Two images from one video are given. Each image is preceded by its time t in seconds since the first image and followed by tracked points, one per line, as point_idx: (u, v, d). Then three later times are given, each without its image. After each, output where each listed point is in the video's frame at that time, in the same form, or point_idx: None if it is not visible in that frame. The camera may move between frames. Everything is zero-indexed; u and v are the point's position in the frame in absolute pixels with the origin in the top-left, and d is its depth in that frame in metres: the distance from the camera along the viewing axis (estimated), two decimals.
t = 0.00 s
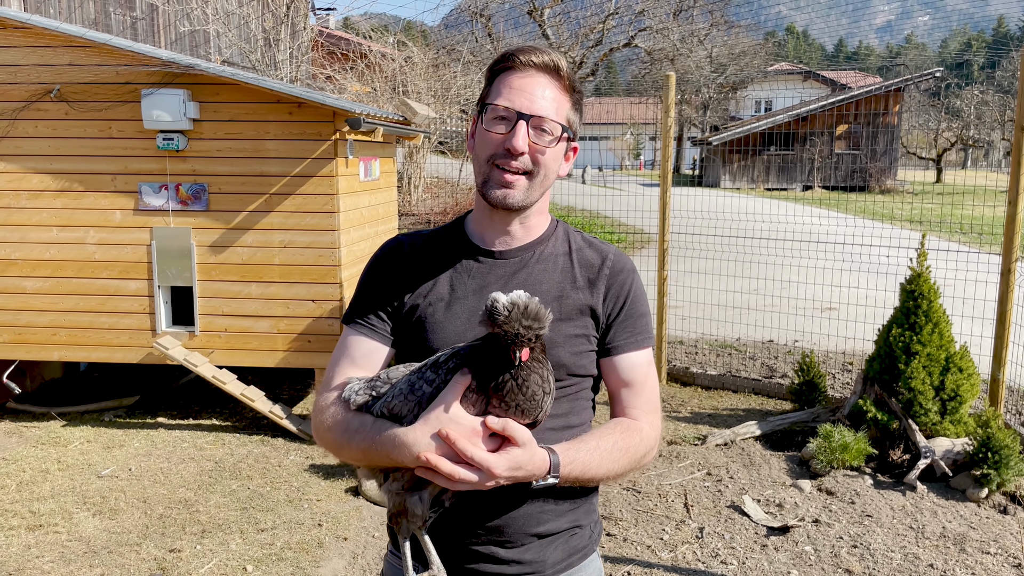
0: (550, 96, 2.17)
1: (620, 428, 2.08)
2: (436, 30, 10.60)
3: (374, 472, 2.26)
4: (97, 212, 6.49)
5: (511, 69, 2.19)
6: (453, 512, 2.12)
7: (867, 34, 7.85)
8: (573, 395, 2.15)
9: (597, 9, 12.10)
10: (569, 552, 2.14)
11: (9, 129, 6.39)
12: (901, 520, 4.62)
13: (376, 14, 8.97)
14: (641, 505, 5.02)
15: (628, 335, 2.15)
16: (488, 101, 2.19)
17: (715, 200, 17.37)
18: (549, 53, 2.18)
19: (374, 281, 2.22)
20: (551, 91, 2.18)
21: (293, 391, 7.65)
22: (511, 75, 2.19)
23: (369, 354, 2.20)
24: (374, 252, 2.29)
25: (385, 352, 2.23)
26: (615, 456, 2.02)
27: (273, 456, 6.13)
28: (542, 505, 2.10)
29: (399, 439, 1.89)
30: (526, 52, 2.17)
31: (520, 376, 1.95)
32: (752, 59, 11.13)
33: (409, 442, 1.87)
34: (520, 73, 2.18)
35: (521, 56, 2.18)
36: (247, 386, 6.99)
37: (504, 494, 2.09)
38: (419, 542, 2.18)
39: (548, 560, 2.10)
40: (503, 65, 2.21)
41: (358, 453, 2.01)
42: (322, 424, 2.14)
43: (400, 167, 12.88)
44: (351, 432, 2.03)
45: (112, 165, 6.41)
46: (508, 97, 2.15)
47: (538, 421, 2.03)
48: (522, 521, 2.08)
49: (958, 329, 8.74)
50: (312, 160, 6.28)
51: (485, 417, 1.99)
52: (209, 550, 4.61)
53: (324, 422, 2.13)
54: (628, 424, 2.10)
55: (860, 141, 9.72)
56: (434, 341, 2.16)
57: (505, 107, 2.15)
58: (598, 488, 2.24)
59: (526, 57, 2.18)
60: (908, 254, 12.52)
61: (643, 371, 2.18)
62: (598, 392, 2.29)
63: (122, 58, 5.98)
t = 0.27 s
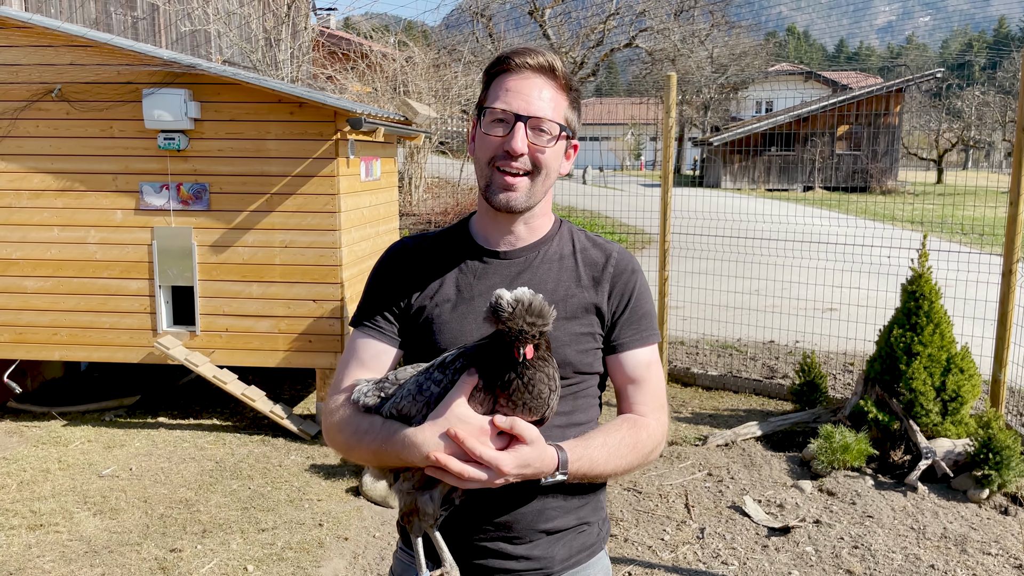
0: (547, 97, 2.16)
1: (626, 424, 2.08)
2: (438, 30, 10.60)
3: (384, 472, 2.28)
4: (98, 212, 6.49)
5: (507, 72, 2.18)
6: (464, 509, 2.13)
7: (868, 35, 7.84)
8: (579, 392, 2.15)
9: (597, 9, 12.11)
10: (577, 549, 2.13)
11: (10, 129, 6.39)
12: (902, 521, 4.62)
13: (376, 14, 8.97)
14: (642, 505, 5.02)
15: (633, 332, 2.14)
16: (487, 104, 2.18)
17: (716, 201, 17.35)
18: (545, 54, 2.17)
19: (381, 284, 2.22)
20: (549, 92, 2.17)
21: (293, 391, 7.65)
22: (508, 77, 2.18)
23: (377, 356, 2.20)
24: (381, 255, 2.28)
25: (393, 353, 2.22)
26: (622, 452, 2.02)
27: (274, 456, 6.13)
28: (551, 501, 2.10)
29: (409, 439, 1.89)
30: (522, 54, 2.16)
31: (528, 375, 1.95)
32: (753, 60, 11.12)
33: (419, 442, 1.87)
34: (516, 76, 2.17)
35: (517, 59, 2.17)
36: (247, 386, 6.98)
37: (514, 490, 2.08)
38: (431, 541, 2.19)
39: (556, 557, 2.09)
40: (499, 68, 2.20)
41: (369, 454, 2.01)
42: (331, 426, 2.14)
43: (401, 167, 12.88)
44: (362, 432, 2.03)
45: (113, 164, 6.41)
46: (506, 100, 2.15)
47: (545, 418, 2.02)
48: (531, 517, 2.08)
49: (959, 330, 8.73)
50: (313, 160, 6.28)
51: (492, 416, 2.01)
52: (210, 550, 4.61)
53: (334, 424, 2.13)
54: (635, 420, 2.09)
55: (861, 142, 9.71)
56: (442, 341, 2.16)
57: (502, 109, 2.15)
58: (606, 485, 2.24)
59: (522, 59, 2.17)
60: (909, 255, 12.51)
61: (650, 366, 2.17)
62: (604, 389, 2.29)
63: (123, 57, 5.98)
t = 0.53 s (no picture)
0: (549, 97, 2.16)
1: (631, 421, 2.07)
2: (438, 30, 10.59)
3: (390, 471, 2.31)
4: (98, 211, 6.49)
5: (509, 72, 2.18)
6: (468, 506, 2.13)
7: (868, 36, 7.84)
8: (584, 390, 2.15)
9: (598, 10, 12.12)
10: (583, 549, 2.13)
11: (10, 129, 6.39)
12: (903, 522, 4.62)
13: (377, 15, 8.97)
14: (642, 506, 5.02)
15: (637, 330, 2.14)
16: (489, 105, 2.18)
17: (717, 201, 17.35)
18: (547, 55, 2.17)
19: (386, 285, 2.22)
20: (551, 93, 2.17)
21: (294, 391, 7.65)
22: (509, 78, 2.18)
23: (382, 356, 2.20)
24: (386, 256, 2.28)
25: (398, 352, 2.22)
26: (626, 450, 2.02)
27: (274, 456, 6.13)
28: (555, 500, 2.10)
29: (412, 436, 1.89)
30: (523, 55, 2.16)
31: (530, 373, 1.95)
32: (754, 61, 11.12)
33: (423, 439, 1.86)
34: (518, 76, 2.17)
35: (519, 59, 2.17)
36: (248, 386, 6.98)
37: (518, 488, 2.08)
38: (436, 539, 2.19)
39: (561, 556, 2.09)
40: (501, 68, 2.20)
41: (373, 451, 2.01)
42: (337, 425, 2.14)
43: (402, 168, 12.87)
44: (366, 430, 2.04)
45: (114, 164, 6.41)
46: (508, 100, 2.15)
47: (549, 414, 2.02)
48: (536, 515, 2.08)
49: (960, 331, 8.73)
50: (314, 160, 6.28)
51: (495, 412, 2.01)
52: (210, 550, 4.61)
53: (339, 422, 2.13)
54: (641, 417, 2.09)
55: (862, 142, 9.71)
56: (447, 340, 2.16)
57: (504, 109, 2.15)
58: (611, 484, 2.24)
59: (523, 60, 2.17)
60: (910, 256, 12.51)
61: (655, 364, 2.16)
62: (609, 388, 2.28)
63: (124, 57, 5.98)
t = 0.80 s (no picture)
0: (554, 98, 2.16)
1: (633, 425, 2.07)
2: (439, 30, 10.60)
3: (389, 469, 2.28)
4: (99, 211, 6.50)
5: (513, 73, 2.18)
6: (468, 507, 2.13)
7: (869, 36, 7.84)
8: (586, 393, 2.15)
9: (599, 10, 12.13)
10: (585, 552, 2.13)
11: (11, 129, 6.39)
12: (903, 522, 4.62)
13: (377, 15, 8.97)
14: (642, 506, 5.02)
15: (639, 332, 2.14)
16: (494, 105, 2.19)
17: (718, 202, 17.35)
18: (552, 55, 2.18)
19: (390, 285, 2.22)
20: (555, 93, 2.17)
21: (295, 391, 7.66)
22: (514, 78, 2.18)
23: (385, 355, 2.19)
24: (390, 256, 2.28)
25: (400, 352, 2.22)
26: (627, 452, 2.02)
27: (275, 456, 6.13)
28: (557, 502, 2.10)
29: (412, 435, 1.89)
30: (528, 55, 2.17)
31: (530, 373, 1.95)
32: (755, 61, 11.12)
33: (422, 438, 1.86)
34: (523, 77, 2.18)
35: (524, 60, 2.18)
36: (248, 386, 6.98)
37: (519, 490, 2.08)
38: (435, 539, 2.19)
39: (562, 558, 2.09)
40: (506, 69, 2.20)
41: (374, 450, 2.01)
42: (338, 423, 2.15)
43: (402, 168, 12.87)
44: (367, 429, 2.04)
45: (114, 164, 6.42)
46: (512, 100, 2.15)
47: (549, 415, 2.01)
48: (537, 517, 2.08)
49: (960, 331, 8.72)
50: (314, 160, 6.28)
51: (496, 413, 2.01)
52: (211, 550, 4.61)
53: (340, 421, 2.14)
54: (643, 421, 2.09)
55: (863, 142, 9.72)
56: (450, 340, 2.16)
57: (509, 109, 2.15)
58: (613, 487, 2.24)
59: (528, 61, 2.18)
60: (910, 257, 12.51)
61: (659, 368, 2.16)
62: (612, 390, 2.28)
63: (124, 58, 5.98)
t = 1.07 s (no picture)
0: (556, 97, 2.16)
1: (633, 428, 2.06)
2: (439, 30, 10.60)
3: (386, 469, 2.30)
4: (99, 212, 6.50)
5: (516, 72, 2.18)
6: (464, 509, 2.15)
7: (870, 37, 7.84)
8: (586, 395, 2.15)
9: (599, 10, 12.14)
10: (582, 557, 2.13)
11: (11, 129, 6.39)
12: (904, 522, 4.62)
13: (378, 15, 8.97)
14: (643, 506, 5.02)
15: (641, 335, 2.13)
16: (496, 104, 2.19)
17: (718, 202, 17.35)
18: (555, 55, 2.18)
19: (391, 284, 2.22)
20: (557, 93, 2.17)
21: (295, 391, 7.66)
22: (517, 77, 2.18)
23: (384, 354, 2.20)
24: (391, 256, 2.28)
25: (399, 352, 2.22)
26: (627, 455, 2.00)
27: (275, 456, 6.13)
28: (555, 505, 2.09)
29: (410, 434, 1.89)
30: (530, 54, 2.17)
31: (529, 373, 1.96)
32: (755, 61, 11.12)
33: (419, 436, 1.87)
34: (526, 76, 2.18)
35: (527, 59, 2.18)
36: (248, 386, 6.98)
37: (518, 492, 2.08)
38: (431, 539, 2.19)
39: (560, 563, 2.09)
40: (509, 68, 2.21)
41: (370, 449, 2.01)
42: (335, 422, 2.14)
43: (403, 168, 12.86)
44: (364, 428, 2.04)
45: (114, 164, 6.42)
46: (514, 99, 2.15)
47: (548, 417, 2.02)
48: (535, 521, 2.07)
49: (961, 331, 8.72)
50: (314, 160, 6.28)
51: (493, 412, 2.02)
52: (211, 550, 4.61)
53: (337, 419, 2.13)
54: (644, 424, 2.08)
55: (863, 142, 9.73)
56: (448, 340, 2.16)
57: (511, 107, 2.15)
58: (612, 491, 2.23)
59: (531, 60, 2.18)
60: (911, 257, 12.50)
61: (660, 372, 2.15)
62: (612, 394, 2.27)
63: (124, 58, 5.98)
